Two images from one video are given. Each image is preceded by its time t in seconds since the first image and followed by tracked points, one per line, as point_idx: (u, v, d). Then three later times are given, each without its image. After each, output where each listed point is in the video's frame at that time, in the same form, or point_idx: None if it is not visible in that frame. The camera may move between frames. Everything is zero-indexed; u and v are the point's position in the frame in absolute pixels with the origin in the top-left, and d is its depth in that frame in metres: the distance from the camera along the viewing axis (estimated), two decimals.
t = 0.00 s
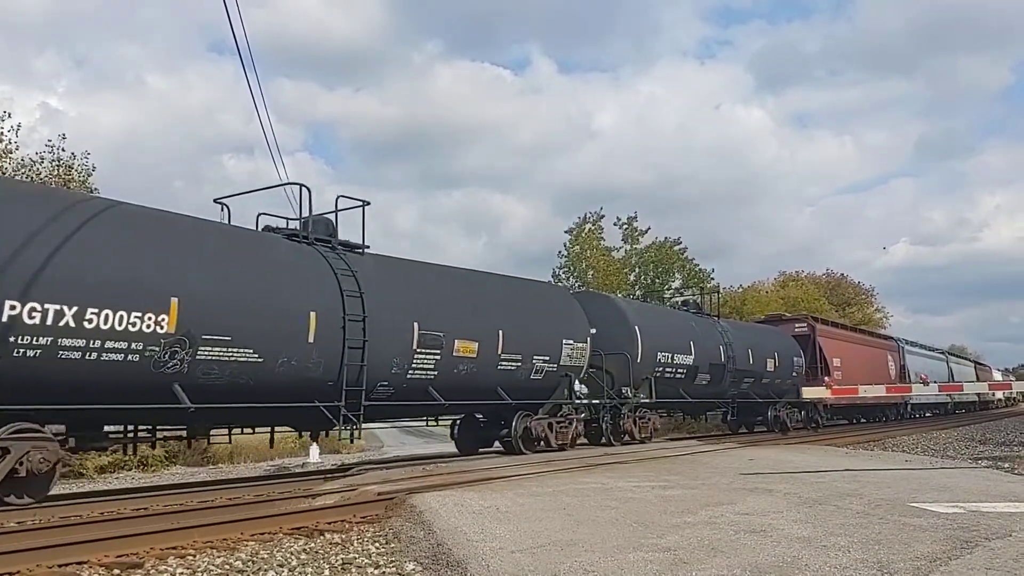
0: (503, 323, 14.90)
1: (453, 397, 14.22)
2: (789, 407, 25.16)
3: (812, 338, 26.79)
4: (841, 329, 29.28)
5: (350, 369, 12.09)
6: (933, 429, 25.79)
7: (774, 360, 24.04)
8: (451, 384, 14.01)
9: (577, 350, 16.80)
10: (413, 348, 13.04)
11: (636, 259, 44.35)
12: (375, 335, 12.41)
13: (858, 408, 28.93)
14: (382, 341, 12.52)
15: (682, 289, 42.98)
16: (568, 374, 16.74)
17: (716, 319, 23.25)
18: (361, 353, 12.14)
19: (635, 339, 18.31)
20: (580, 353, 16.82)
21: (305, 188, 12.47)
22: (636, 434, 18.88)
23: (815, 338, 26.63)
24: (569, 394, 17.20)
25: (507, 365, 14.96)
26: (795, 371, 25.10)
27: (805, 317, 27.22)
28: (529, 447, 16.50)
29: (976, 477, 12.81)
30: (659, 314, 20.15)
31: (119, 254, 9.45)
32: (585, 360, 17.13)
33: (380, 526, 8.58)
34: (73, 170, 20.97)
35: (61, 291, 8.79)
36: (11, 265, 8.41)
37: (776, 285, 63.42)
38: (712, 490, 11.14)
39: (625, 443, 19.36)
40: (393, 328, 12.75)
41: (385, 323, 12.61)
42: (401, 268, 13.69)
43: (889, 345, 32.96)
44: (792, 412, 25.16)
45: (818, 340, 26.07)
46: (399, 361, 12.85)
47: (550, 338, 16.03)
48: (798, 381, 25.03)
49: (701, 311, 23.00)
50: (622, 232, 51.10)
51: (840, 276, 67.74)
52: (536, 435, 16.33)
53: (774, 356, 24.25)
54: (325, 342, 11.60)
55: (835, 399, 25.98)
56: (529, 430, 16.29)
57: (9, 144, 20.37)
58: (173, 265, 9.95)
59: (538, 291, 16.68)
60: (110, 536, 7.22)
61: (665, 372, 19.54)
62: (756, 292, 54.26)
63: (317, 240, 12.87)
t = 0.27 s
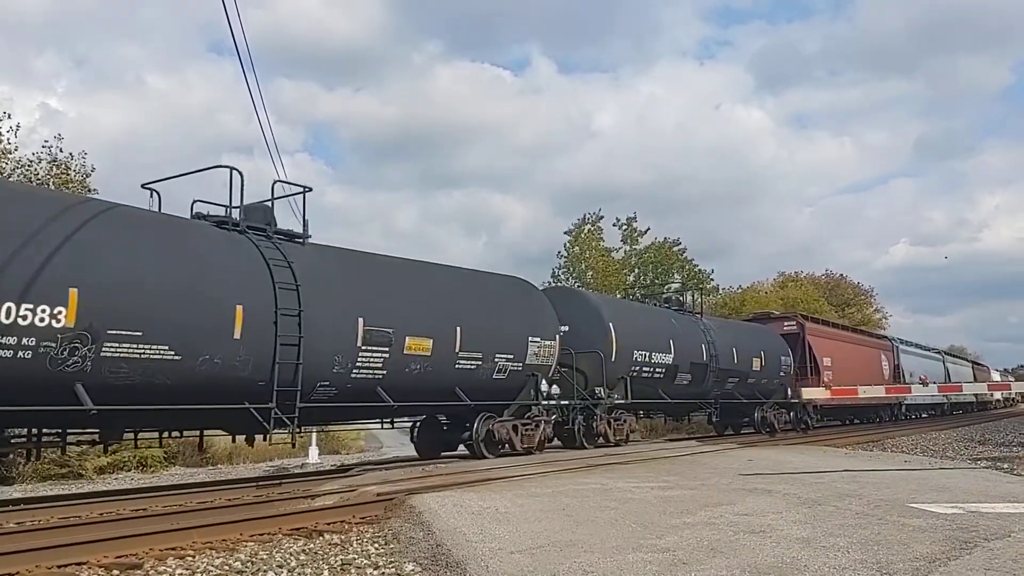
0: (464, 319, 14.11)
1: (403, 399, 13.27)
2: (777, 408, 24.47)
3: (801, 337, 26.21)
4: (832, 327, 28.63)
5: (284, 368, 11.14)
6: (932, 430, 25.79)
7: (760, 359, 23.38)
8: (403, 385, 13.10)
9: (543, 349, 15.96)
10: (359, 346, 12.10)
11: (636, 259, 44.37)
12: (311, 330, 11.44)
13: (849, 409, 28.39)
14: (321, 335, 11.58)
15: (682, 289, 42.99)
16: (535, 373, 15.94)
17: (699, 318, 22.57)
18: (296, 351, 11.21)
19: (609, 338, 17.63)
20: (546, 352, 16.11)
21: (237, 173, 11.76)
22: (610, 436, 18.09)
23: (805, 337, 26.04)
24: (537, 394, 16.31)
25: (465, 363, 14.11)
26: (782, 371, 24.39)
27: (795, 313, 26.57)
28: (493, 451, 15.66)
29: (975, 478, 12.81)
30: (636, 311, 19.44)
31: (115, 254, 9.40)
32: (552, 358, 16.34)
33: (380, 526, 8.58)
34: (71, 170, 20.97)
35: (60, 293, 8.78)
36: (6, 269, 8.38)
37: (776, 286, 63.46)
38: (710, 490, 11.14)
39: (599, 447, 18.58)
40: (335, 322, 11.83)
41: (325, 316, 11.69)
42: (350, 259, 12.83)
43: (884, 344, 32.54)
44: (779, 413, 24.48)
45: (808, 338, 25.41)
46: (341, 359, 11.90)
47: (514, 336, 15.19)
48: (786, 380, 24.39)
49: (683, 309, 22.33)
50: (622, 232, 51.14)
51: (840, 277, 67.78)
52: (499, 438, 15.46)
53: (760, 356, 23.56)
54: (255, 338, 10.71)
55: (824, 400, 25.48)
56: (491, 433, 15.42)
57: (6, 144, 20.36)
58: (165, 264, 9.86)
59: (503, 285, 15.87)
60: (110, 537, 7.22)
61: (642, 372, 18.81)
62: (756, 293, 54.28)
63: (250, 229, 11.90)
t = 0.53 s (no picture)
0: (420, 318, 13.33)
1: (346, 401, 12.39)
2: (760, 407, 23.84)
3: (790, 335, 25.78)
4: (820, 325, 28.07)
5: (205, 367, 10.24)
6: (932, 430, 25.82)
7: (744, 358, 22.82)
8: (346, 385, 12.21)
9: (507, 347, 15.22)
10: (293, 341, 11.21)
11: (635, 260, 44.39)
12: (237, 323, 10.54)
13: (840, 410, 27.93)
14: (251, 330, 10.71)
15: (681, 290, 43.02)
16: (497, 373, 15.19)
17: (681, 315, 21.88)
18: (220, 348, 10.31)
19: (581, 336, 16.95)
20: (511, 350, 15.38)
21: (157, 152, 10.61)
22: (581, 438, 17.36)
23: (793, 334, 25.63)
24: (500, 395, 15.42)
25: (416, 362, 13.25)
26: (766, 370, 23.73)
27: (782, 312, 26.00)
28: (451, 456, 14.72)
29: (975, 478, 12.81)
30: (613, 308, 18.75)
31: (114, 255, 9.40)
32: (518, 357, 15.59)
33: (379, 527, 8.57)
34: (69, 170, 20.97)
35: (60, 293, 8.79)
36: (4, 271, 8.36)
37: (775, 286, 63.50)
38: (710, 491, 11.14)
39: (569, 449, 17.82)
40: (267, 317, 10.94)
41: (256, 311, 10.82)
42: (292, 250, 11.97)
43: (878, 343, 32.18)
44: (762, 412, 23.90)
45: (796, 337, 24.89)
46: (274, 357, 10.99)
47: (472, 334, 14.36)
48: (773, 380, 23.92)
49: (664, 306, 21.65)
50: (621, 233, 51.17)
51: (839, 278, 67.83)
52: (457, 441, 14.52)
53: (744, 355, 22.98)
54: (171, 333, 9.83)
55: (813, 399, 25.12)
56: (449, 436, 14.49)
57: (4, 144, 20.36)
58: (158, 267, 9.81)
59: (463, 280, 15.01)
60: (109, 537, 7.22)
61: (617, 372, 18.12)
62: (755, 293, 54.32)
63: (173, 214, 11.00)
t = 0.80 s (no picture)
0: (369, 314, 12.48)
1: (280, 403, 11.47)
2: (744, 407, 23.13)
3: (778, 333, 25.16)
4: (810, 324, 27.54)
5: (112, 365, 9.46)
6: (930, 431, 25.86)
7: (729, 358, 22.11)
8: (279, 386, 11.33)
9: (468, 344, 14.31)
10: (215, 339, 10.39)
11: (634, 260, 44.39)
12: (149, 317, 9.77)
13: (830, 410, 27.47)
14: (168, 323, 9.93)
15: (680, 291, 43.03)
16: (455, 372, 14.18)
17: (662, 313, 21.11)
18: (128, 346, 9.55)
19: (550, 333, 16.16)
20: (473, 347, 14.46)
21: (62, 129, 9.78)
22: (550, 441, 16.48)
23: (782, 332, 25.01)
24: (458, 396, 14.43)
25: (361, 360, 12.33)
26: (751, 370, 22.96)
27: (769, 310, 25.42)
28: (405, 461, 13.72)
29: (973, 479, 12.82)
30: (586, 305, 17.97)
31: (108, 258, 9.54)
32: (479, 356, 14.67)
33: (378, 527, 8.57)
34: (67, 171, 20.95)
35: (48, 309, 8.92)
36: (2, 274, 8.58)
37: (774, 287, 63.51)
38: (708, 491, 11.13)
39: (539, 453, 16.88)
40: (187, 310, 10.14)
41: (175, 305, 10.03)
42: (246, 243, 11.39)
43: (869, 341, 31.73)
44: (746, 412, 23.14)
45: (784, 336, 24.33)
46: (192, 355, 10.18)
47: (427, 331, 13.47)
48: (759, 380, 23.37)
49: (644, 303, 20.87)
50: (620, 234, 51.15)
51: (838, 279, 67.85)
52: (409, 445, 13.54)
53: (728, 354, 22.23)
54: (70, 328, 9.11)
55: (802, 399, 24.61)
56: (402, 440, 13.49)
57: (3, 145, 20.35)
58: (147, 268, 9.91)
59: (423, 275, 14.11)
60: (111, 537, 7.23)
61: (590, 371, 17.29)
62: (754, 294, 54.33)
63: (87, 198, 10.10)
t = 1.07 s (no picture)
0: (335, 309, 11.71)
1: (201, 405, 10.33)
2: (727, 408, 22.37)
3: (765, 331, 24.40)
4: (796, 321, 26.75)
5: None
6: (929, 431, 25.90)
7: (711, 358, 21.30)
8: (198, 386, 10.15)
9: (421, 341, 13.13)
10: (122, 334, 9.24)
11: (633, 261, 44.38)
12: (42, 309, 8.62)
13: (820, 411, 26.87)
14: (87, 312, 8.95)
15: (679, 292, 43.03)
16: (407, 371, 12.98)
17: (640, 310, 20.32)
18: (17, 340, 8.41)
19: (514, 331, 15.38)
20: (432, 345, 13.37)
21: None
22: (513, 444, 15.55)
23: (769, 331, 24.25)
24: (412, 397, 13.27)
25: (298, 358, 11.12)
26: (735, 369, 22.20)
27: (755, 308, 24.80)
28: (351, 467, 12.53)
29: (972, 480, 12.82)
30: (557, 302, 17.12)
31: None
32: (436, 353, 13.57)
33: (377, 529, 8.57)
34: (66, 172, 20.95)
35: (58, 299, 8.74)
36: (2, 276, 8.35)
37: (773, 288, 63.51)
38: (707, 492, 11.14)
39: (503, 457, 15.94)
40: (96, 301, 9.05)
41: (91, 292, 9.02)
42: (167, 229, 10.29)
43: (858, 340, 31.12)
44: (729, 413, 22.37)
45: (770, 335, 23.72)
46: (96, 351, 9.05)
47: (378, 326, 12.33)
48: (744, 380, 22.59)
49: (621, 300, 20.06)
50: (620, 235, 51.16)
51: (837, 279, 67.88)
52: (354, 452, 12.29)
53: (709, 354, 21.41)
54: None
55: (789, 401, 24.02)
56: (346, 445, 12.23)
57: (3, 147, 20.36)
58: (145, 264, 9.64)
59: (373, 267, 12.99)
60: (110, 538, 7.22)
61: (559, 370, 16.45)
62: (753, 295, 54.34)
63: None
